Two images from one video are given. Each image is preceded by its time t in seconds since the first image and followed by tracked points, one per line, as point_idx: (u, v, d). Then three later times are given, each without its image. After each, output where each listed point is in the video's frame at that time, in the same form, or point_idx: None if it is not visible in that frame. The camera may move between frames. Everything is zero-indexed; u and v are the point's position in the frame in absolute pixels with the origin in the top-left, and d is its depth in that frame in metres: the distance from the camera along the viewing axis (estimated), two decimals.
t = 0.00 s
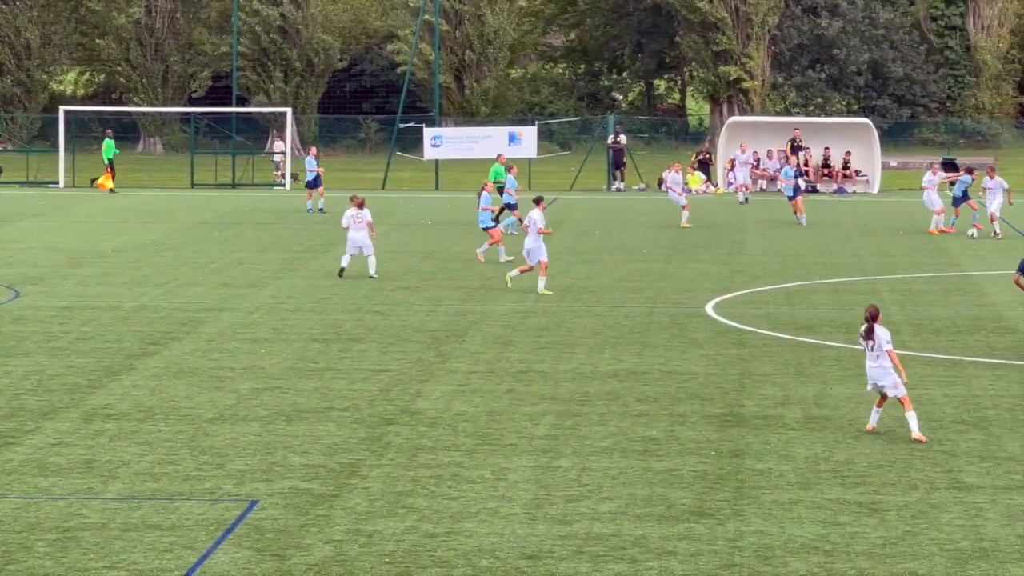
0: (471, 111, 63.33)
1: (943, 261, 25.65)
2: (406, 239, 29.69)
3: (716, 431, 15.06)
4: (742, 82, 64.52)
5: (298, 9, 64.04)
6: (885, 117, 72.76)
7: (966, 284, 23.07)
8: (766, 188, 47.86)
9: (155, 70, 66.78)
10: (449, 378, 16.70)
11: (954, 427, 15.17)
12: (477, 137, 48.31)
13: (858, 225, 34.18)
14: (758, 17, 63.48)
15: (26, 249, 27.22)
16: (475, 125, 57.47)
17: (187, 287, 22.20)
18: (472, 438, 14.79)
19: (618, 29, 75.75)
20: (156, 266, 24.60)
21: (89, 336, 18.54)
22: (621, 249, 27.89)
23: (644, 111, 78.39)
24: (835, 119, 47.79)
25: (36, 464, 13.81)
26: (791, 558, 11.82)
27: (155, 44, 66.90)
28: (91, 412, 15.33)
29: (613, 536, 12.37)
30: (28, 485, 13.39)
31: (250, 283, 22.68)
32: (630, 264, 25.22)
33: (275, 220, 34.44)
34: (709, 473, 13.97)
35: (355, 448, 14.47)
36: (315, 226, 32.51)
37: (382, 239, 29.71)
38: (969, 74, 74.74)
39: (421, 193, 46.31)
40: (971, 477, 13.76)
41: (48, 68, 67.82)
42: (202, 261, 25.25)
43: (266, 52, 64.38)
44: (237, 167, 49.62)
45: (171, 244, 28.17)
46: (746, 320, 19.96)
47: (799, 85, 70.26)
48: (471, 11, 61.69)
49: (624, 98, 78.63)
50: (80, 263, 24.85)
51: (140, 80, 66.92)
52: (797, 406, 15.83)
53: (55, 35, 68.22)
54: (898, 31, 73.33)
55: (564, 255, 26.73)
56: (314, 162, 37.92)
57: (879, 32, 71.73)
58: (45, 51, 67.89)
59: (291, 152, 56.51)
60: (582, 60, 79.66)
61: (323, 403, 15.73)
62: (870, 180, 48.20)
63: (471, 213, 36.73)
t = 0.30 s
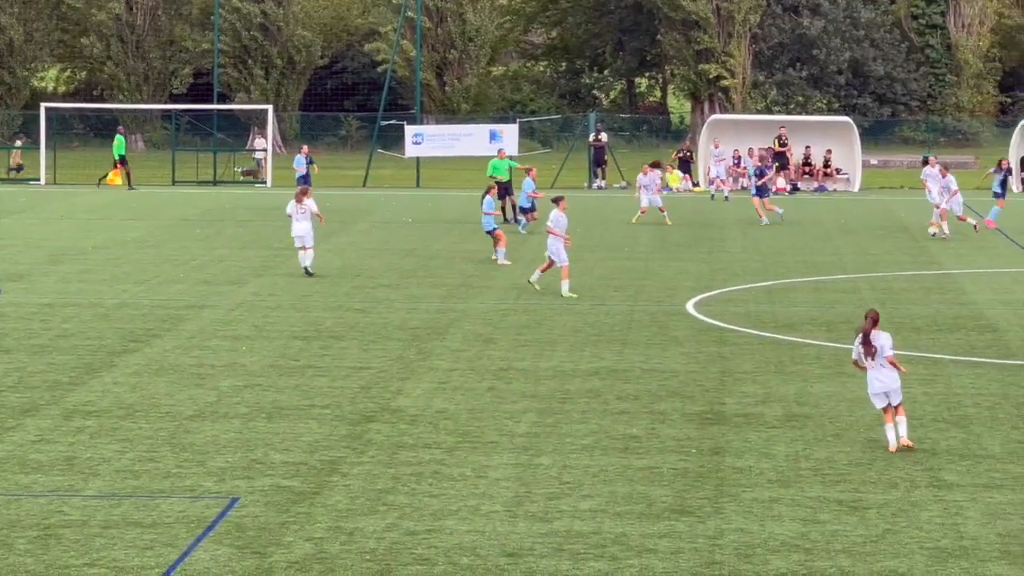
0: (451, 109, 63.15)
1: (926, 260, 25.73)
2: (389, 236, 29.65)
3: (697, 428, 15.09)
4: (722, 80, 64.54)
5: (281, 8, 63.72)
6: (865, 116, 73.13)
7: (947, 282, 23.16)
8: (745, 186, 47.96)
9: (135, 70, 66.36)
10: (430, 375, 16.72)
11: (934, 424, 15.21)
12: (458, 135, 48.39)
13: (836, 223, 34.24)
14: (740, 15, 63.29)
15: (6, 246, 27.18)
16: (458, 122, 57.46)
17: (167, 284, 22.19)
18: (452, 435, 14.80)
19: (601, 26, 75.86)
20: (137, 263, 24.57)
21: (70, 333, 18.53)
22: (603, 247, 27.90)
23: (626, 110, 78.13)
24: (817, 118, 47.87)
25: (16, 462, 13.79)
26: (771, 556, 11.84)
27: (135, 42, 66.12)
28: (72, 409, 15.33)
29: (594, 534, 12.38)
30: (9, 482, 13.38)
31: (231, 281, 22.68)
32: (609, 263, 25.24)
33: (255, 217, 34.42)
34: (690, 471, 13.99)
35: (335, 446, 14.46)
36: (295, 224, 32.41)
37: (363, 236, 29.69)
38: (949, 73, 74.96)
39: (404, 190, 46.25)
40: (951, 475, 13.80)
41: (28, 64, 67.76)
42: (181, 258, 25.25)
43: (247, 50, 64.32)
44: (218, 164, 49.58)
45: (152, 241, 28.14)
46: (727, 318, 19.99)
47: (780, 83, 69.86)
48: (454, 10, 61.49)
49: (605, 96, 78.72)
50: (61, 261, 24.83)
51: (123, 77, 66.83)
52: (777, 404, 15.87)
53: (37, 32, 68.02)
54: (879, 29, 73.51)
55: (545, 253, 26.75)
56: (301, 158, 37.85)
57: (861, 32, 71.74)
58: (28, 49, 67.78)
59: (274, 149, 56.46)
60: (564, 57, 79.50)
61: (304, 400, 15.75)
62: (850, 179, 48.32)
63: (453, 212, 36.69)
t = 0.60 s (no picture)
0: (445, 108, 62.75)
1: (919, 259, 25.73)
2: (383, 235, 29.63)
3: (689, 427, 15.10)
4: (716, 79, 64.51)
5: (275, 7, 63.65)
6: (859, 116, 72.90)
7: (940, 281, 23.16)
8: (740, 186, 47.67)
9: (132, 68, 66.47)
10: (423, 374, 16.72)
11: (927, 424, 15.22)
12: (452, 134, 48.37)
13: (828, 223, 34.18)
14: (733, 13, 63.32)
15: None
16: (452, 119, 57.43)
17: (160, 282, 22.18)
18: (445, 434, 14.80)
19: (595, 25, 76.42)
20: (130, 261, 24.54)
21: (63, 332, 18.51)
22: (597, 245, 27.92)
23: (619, 109, 77.84)
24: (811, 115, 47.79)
25: (8, 460, 13.79)
26: (764, 555, 11.85)
27: (129, 39, 66.44)
28: (64, 408, 15.33)
29: (587, 533, 12.39)
30: (1, 481, 13.37)
31: (224, 279, 22.67)
32: (602, 261, 25.21)
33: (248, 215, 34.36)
34: (683, 470, 14.00)
35: (328, 444, 14.47)
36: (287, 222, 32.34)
37: (356, 235, 29.65)
38: (943, 72, 74.85)
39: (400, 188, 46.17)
40: (944, 475, 13.80)
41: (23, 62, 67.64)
42: (173, 256, 25.23)
43: (241, 47, 64.30)
44: (212, 162, 49.54)
45: (144, 239, 28.09)
46: (721, 317, 19.99)
47: (774, 83, 69.64)
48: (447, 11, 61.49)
49: (598, 94, 78.28)
50: (54, 259, 24.80)
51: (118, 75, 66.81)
52: (771, 404, 15.87)
53: (31, 30, 67.93)
54: (873, 28, 73.56)
55: (539, 251, 26.74)
56: (295, 160, 37.39)
57: (855, 31, 71.79)
58: (22, 48, 67.72)
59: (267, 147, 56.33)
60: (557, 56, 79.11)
61: (297, 399, 15.75)
62: (844, 178, 48.26)
63: (446, 211, 36.64)
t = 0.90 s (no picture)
0: (447, 105, 62.67)
1: (922, 257, 25.70)
2: (386, 232, 29.63)
3: (691, 425, 15.09)
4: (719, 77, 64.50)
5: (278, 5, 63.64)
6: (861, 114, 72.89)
7: (942, 279, 23.14)
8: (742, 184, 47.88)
9: (134, 66, 66.44)
10: (425, 371, 16.71)
11: (929, 422, 15.21)
12: (454, 131, 48.32)
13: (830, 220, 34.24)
14: (736, 10, 63.26)
15: None
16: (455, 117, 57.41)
17: (162, 279, 22.16)
18: (447, 431, 14.79)
19: (597, 23, 76.34)
20: (132, 259, 24.53)
21: (65, 329, 18.49)
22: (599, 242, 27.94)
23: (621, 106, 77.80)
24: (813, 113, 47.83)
25: (10, 457, 13.78)
26: (767, 553, 11.83)
27: (132, 36, 66.41)
28: (66, 404, 15.32)
29: (590, 530, 12.37)
30: (3, 477, 13.36)
31: (226, 276, 22.64)
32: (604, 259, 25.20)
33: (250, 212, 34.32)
34: (685, 467, 13.99)
35: (330, 442, 14.45)
36: (288, 220, 32.28)
37: (358, 232, 29.62)
38: (946, 69, 74.76)
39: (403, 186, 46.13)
40: (947, 473, 13.79)
41: (25, 59, 67.36)
42: (174, 253, 25.20)
43: (243, 44, 64.30)
44: (213, 160, 49.52)
45: (145, 237, 28.05)
46: (723, 314, 19.98)
47: (776, 81, 69.63)
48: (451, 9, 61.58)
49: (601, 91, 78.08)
50: (57, 256, 24.77)
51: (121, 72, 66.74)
52: (773, 401, 15.86)
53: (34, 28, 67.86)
54: (876, 26, 73.52)
55: (541, 249, 26.73)
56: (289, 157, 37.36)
57: (858, 28, 71.77)
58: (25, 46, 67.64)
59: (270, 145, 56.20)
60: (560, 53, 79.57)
61: (298, 396, 15.75)
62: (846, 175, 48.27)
63: (449, 208, 36.61)
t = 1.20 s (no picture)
0: (462, 101, 63.09)
1: (938, 254, 25.67)
2: (400, 229, 29.65)
3: (706, 421, 15.08)
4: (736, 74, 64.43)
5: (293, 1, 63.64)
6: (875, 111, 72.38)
7: (957, 276, 23.09)
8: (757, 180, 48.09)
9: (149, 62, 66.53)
10: (440, 368, 16.71)
11: (944, 419, 15.18)
12: (469, 128, 48.30)
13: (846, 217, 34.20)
14: (752, 8, 63.12)
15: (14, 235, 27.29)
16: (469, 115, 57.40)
17: (178, 276, 22.19)
18: (462, 428, 14.79)
19: (613, 20, 75.84)
20: (147, 254, 24.58)
21: (80, 324, 18.53)
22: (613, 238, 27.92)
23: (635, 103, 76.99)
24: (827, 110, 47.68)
25: (26, 452, 13.81)
26: (781, 549, 11.82)
27: (147, 33, 66.61)
28: (81, 400, 15.34)
29: (604, 527, 12.37)
30: (19, 472, 13.39)
31: (241, 272, 22.66)
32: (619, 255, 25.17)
33: (265, 209, 34.41)
34: (700, 464, 13.98)
35: (344, 438, 14.45)
36: (302, 216, 32.30)
37: (373, 228, 29.63)
38: (961, 66, 74.32)
39: (418, 182, 46.22)
40: (962, 469, 13.77)
41: (42, 57, 67.60)
42: (189, 250, 25.26)
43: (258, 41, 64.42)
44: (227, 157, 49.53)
45: (162, 233, 28.10)
46: (737, 311, 19.96)
47: (790, 78, 69.42)
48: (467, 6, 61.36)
49: (616, 88, 77.63)
50: (73, 251, 24.86)
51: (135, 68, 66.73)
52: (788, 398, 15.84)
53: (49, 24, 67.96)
54: (891, 22, 73.30)
55: (555, 246, 26.71)
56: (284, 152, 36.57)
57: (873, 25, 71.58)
58: (40, 42, 67.75)
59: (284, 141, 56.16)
60: (575, 50, 79.15)
61: (313, 392, 15.76)
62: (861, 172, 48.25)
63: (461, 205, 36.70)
